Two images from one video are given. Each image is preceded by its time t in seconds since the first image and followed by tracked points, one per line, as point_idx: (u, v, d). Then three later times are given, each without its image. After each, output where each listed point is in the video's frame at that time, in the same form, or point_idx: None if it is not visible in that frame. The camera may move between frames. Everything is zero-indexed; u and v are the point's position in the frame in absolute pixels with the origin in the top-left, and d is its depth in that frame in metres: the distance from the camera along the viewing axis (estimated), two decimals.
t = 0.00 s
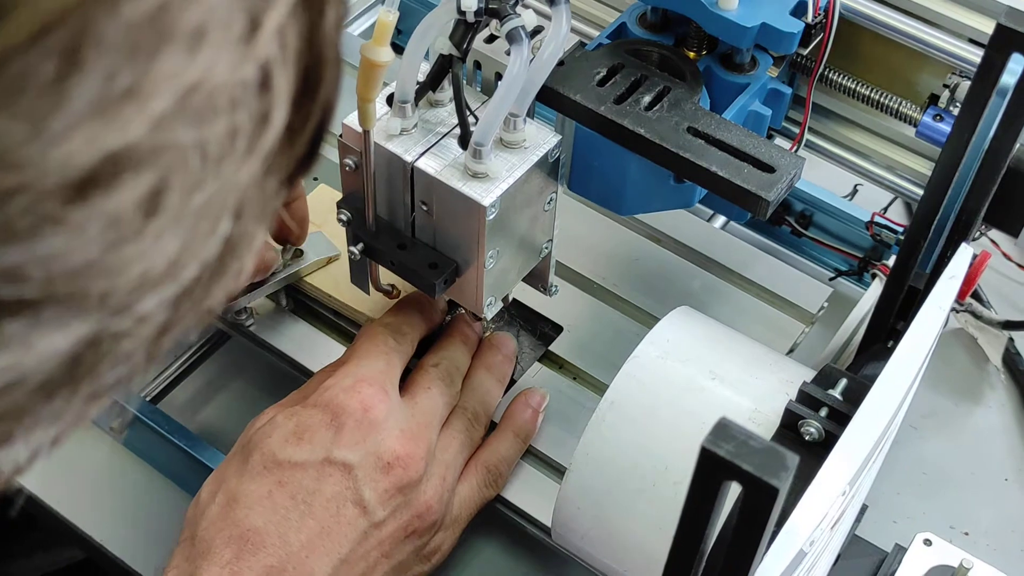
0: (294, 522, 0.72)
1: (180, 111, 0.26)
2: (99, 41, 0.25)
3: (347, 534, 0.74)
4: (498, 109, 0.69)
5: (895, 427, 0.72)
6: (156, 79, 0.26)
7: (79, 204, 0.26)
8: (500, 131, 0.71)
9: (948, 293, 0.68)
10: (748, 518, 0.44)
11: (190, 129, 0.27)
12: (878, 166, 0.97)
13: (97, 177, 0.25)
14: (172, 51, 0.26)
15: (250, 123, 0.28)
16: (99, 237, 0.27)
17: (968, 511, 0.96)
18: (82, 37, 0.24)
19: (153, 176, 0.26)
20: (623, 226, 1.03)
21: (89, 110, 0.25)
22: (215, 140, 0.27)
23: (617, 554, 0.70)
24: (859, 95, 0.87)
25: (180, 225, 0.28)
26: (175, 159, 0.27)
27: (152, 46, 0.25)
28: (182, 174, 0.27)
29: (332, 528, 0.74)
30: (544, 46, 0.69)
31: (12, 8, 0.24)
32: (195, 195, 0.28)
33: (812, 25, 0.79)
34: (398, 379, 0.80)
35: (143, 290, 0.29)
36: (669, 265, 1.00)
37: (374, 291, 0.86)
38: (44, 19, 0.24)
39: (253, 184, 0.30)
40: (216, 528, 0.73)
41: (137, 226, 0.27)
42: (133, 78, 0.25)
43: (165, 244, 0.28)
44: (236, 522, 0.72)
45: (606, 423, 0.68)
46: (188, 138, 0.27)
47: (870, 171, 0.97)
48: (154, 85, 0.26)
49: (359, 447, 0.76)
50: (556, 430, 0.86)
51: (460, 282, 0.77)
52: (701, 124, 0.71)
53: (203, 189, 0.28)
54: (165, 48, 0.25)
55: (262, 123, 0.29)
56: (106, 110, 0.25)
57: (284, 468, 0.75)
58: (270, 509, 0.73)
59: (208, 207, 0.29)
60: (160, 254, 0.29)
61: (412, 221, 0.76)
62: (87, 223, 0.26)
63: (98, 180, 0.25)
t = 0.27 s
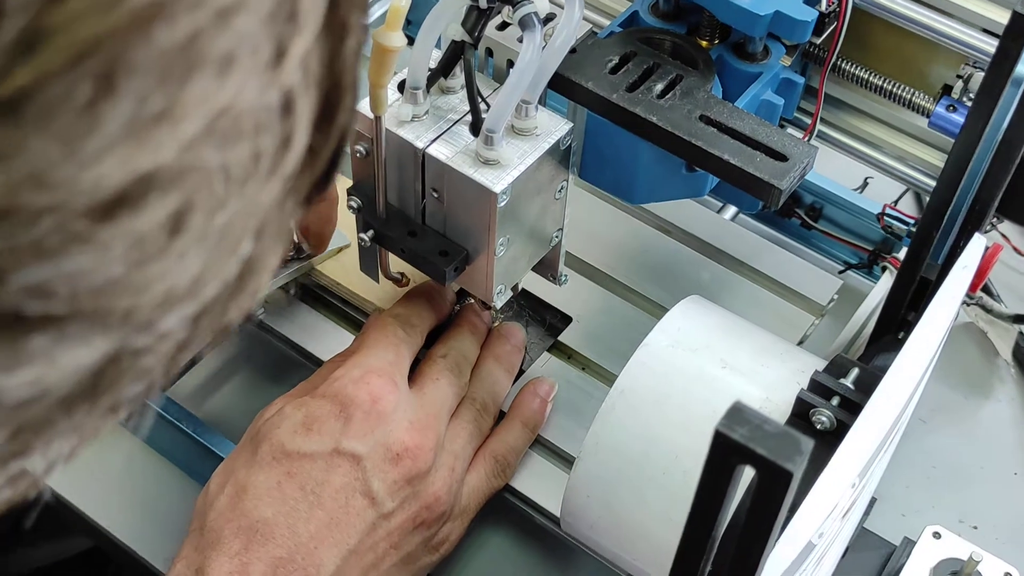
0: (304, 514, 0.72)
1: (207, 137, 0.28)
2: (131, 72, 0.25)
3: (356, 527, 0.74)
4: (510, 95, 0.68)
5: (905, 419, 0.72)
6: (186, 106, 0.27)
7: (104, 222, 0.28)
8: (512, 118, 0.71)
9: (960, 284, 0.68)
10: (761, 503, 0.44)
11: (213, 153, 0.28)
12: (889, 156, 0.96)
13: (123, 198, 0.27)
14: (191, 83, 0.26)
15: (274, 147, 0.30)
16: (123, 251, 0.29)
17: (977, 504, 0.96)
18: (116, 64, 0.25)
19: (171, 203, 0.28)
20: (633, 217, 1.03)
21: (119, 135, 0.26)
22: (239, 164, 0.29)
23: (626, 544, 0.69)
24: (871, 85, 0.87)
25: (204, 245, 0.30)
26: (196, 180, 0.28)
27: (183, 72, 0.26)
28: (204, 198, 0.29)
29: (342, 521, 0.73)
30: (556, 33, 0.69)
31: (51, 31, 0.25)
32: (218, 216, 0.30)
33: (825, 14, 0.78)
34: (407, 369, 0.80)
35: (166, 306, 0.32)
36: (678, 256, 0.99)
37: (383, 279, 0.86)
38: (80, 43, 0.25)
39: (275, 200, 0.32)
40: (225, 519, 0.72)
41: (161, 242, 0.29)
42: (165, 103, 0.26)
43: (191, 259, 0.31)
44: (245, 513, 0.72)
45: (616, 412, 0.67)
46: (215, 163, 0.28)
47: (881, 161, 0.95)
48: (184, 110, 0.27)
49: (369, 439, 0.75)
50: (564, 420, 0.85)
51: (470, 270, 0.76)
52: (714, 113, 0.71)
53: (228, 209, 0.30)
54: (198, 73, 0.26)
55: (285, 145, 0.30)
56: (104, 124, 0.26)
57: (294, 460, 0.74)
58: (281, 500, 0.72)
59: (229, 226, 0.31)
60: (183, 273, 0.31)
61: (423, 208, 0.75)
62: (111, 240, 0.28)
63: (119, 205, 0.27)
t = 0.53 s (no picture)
0: (311, 511, 0.73)
1: (237, 195, 0.32)
2: (166, 134, 0.30)
3: (365, 523, 0.74)
4: (522, 92, 0.69)
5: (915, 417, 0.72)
6: (224, 160, 0.31)
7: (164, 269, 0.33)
8: (524, 114, 0.71)
9: (969, 283, 0.68)
10: (775, 499, 0.44)
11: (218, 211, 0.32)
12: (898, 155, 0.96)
13: (167, 246, 0.32)
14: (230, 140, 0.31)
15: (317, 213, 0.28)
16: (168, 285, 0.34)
17: (984, 503, 0.96)
18: (146, 127, 0.29)
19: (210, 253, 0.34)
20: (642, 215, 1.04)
21: (152, 197, 0.31)
22: (275, 217, 0.34)
23: (636, 539, 0.70)
24: (882, 85, 0.87)
25: (236, 298, 0.37)
26: (229, 240, 0.34)
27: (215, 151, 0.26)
28: (239, 258, 0.35)
29: (350, 517, 0.74)
30: (569, 31, 0.69)
31: (82, 99, 0.29)
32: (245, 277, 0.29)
33: (837, 12, 0.78)
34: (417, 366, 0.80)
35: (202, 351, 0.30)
36: (687, 254, 1.00)
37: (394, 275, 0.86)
38: (120, 109, 0.29)
39: (264, 236, 0.34)
40: (235, 513, 0.73)
41: (198, 297, 0.35)
42: (199, 167, 0.31)
43: (248, 293, 0.37)
44: (255, 508, 0.73)
45: (626, 408, 0.68)
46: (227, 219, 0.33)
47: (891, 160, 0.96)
48: (219, 172, 0.31)
49: (377, 436, 0.76)
50: (573, 416, 0.86)
51: (482, 266, 0.77)
52: (725, 110, 0.71)
53: (260, 262, 0.35)
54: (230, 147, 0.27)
55: (300, 131, 0.32)
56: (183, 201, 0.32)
57: (304, 457, 0.75)
58: (289, 498, 0.73)
59: (266, 275, 0.36)
60: (221, 319, 0.37)
61: (435, 204, 0.76)
62: (171, 283, 0.34)
63: (176, 251, 0.33)
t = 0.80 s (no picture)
0: (315, 514, 0.73)
1: (275, 272, 0.29)
2: (194, 219, 0.27)
3: (369, 525, 0.75)
4: (532, 93, 0.69)
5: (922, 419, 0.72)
6: (256, 243, 0.28)
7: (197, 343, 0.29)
8: (533, 115, 0.71)
9: (979, 284, 0.68)
10: (787, 501, 0.44)
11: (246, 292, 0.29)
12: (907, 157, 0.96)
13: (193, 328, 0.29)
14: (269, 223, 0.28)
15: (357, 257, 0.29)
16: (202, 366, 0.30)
17: (990, 504, 0.96)
18: (174, 212, 0.26)
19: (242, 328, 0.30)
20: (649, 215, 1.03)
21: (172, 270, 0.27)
22: (319, 289, 0.30)
23: (643, 540, 0.70)
24: (890, 85, 0.87)
25: (272, 375, 0.32)
26: (267, 317, 0.30)
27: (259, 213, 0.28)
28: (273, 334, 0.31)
29: (354, 520, 0.75)
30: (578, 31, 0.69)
31: (98, 186, 0.25)
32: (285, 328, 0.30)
33: (846, 13, 0.78)
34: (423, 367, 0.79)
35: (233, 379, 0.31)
36: (694, 255, 1.00)
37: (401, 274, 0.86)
38: (145, 193, 0.26)
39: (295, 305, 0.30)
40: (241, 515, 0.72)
41: (232, 374, 0.31)
42: (229, 251, 0.28)
43: (290, 367, 0.32)
44: (261, 510, 0.72)
45: (634, 409, 0.68)
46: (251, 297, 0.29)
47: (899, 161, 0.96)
48: (250, 256, 0.28)
49: (381, 441, 0.76)
50: (580, 416, 0.86)
51: (490, 266, 0.77)
52: (734, 111, 0.71)
53: (300, 335, 0.31)
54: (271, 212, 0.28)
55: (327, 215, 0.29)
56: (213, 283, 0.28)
57: (309, 460, 0.74)
58: (295, 501, 0.73)
59: (309, 347, 0.32)
60: (252, 393, 0.32)
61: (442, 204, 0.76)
62: (205, 365, 0.30)
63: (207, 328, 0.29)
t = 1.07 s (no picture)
0: (315, 513, 0.73)
1: (297, 259, 0.29)
2: (213, 204, 0.27)
3: (368, 525, 0.75)
4: (529, 93, 0.69)
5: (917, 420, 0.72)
6: (275, 230, 0.28)
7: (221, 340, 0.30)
8: (530, 115, 0.71)
9: (974, 286, 0.68)
10: (782, 501, 0.45)
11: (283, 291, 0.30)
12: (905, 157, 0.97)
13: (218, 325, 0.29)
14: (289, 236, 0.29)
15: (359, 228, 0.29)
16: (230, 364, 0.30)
17: (986, 505, 0.96)
18: (192, 196, 0.26)
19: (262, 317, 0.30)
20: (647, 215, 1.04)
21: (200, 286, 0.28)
22: (339, 276, 0.31)
23: (637, 539, 0.70)
24: (887, 86, 0.87)
25: (290, 365, 0.33)
26: (288, 304, 0.30)
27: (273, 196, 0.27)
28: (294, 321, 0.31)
29: (353, 519, 0.75)
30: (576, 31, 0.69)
31: (114, 171, 0.26)
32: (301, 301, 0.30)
33: (844, 14, 0.78)
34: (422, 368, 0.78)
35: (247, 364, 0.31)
36: (691, 255, 1.00)
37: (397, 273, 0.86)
38: (161, 179, 0.26)
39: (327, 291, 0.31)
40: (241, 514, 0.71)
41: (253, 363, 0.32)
42: (248, 238, 0.28)
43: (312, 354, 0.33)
44: (259, 509, 0.71)
45: (630, 408, 0.68)
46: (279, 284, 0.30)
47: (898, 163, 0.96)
48: (268, 244, 0.28)
49: (381, 442, 0.75)
50: (577, 416, 0.86)
51: (487, 266, 0.77)
52: (731, 112, 0.72)
53: (320, 321, 0.32)
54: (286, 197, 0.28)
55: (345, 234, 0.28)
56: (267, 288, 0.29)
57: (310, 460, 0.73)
58: (295, 500, 0.72)
59: (328, 335, 0.33)
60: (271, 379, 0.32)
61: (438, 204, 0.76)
62: (222, 354, 0.31)
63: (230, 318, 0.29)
